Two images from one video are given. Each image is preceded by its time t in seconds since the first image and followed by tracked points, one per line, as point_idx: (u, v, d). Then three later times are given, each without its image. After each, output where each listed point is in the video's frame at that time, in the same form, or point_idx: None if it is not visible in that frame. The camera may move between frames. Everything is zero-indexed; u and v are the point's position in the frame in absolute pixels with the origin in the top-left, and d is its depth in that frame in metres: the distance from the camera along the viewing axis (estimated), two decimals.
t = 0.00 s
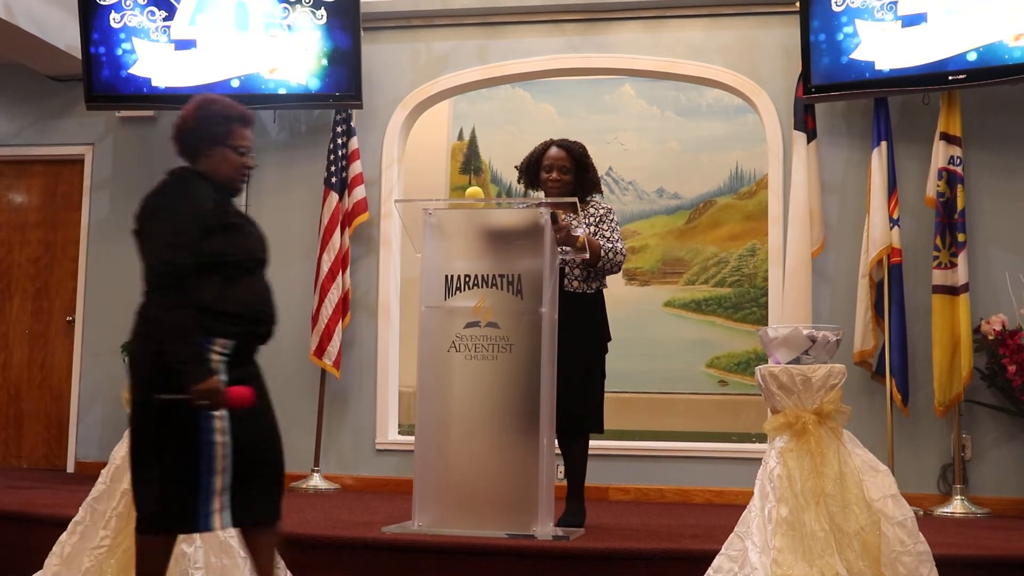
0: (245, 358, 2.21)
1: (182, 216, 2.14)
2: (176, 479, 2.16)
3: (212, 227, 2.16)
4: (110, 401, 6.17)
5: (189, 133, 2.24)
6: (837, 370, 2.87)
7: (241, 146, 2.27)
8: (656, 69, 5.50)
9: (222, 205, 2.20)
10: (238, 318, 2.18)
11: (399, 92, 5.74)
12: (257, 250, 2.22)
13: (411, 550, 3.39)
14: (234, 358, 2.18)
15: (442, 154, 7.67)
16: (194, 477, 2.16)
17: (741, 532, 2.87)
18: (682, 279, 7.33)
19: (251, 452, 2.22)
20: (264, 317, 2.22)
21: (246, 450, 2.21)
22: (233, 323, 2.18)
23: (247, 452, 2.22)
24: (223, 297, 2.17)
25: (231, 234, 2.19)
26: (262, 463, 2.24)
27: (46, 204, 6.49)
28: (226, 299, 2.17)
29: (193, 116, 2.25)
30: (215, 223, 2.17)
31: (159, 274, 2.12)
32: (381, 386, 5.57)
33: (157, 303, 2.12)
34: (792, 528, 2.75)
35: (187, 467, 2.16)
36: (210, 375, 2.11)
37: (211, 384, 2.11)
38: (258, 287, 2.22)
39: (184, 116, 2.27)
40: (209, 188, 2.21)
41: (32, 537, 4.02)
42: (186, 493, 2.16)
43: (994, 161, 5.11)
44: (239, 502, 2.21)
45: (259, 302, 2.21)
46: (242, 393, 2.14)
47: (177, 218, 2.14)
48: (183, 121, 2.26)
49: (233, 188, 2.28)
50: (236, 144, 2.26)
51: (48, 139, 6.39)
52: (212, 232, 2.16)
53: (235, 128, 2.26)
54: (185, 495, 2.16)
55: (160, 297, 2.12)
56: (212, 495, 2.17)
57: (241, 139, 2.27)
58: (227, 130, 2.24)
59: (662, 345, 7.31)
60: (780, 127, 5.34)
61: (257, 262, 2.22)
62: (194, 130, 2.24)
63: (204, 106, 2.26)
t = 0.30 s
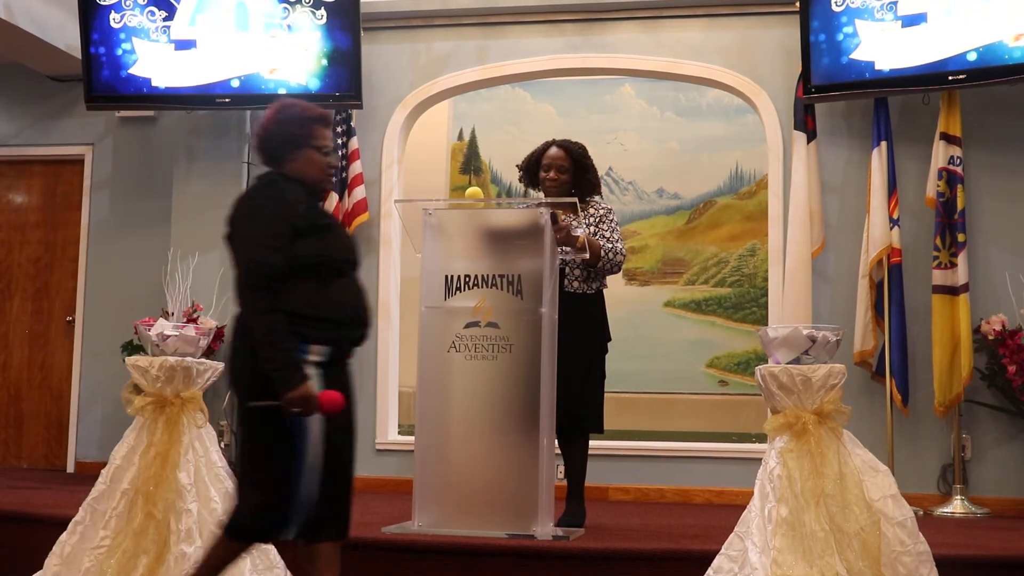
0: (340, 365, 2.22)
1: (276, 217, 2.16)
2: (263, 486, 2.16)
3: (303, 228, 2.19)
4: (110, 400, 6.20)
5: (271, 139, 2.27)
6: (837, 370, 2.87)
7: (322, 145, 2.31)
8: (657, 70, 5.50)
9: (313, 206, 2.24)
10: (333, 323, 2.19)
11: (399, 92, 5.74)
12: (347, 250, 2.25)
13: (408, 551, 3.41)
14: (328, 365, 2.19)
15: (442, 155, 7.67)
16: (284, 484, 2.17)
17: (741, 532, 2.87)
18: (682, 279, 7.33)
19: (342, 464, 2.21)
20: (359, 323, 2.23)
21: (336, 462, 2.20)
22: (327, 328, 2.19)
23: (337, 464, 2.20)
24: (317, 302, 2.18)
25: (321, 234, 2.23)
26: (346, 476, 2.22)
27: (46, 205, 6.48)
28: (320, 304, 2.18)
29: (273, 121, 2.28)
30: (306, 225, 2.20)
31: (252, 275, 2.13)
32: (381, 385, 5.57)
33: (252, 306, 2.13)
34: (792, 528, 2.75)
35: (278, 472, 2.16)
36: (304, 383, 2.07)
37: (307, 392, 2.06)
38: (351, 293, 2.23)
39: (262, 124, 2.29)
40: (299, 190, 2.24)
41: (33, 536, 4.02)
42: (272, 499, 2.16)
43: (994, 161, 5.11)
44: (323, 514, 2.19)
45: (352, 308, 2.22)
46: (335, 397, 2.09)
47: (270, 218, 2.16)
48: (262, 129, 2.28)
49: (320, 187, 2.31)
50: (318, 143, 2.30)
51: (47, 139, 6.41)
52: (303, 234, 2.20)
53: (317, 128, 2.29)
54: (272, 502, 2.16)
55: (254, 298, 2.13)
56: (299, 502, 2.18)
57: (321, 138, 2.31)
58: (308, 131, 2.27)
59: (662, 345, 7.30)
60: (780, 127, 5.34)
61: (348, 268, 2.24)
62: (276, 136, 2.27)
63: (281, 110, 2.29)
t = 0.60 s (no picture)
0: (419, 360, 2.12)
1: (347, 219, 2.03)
2: (383, 485, 2.01)
3: (375, 228, 2.05)
4: (110, 400, 6.21)
5: (350, 136, 2.12)
6: (837, 370, 2.87)
7: (403, 147, 2.16)
8: (657, 70, 5.50)
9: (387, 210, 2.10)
10: (412, 322, 2.07)
11: (399, 93, 5.74)
12: (421, 251, 2.12)
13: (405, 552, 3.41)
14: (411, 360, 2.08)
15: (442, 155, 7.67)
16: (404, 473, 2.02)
17: (740, 532, 2.88)
18: (682, 279, 7.33)
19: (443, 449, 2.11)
20: (434, 321, 2.11)
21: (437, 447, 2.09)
22: (410, 327, 2.06)
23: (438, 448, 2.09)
24: (395, 300, 2.05)
25: (395, 235, 2.09)
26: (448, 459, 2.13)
27: (45, 205, 6.47)
28: (399, 302, 2.06)
29: (353, 117, 2.13)
30: (380, 225, 2.06)
31: (323, 276, 2.01)
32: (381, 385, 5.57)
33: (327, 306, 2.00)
34: (792, 528, 2.75)
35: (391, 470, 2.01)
36: (374, 382, 1.96)
37: (377, 391, 1.95)
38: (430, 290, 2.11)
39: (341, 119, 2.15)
40: (374, 190, 2.10)
41: (33, 536, 4.02)
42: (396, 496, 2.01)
43: (994, 161, 5.11)
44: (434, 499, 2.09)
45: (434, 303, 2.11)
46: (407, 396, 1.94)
47: (337, 221, 2.02)
48: (342, 124, 2.14)
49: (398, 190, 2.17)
50: (398, 144, 2.15)
51: (48, 139, 6.41)
52: (375, 235, 2.06)
53: (396, 127, 2.14)
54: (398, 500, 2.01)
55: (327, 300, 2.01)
56: (429, 496, 2.04)
57: (402, 139, 2.15)
58: (388, 128, 2.12)
59: (662, 345, 7.30)
60: (780, 127, 5.34)
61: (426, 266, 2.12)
62: (354, 132, 2.12)
63: (364, 105, 2.14)
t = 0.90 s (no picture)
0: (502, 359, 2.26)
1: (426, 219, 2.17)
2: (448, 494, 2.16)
3: (456, 229, 2.18)
4: (110, 400, 6.21)
5: (423, 135, 2.26)
6: (837, 371, 2.87)
7: (474, 144, 2.28)
8: (657, 70, 5.50)
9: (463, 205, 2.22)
10: (497, 322, 2.19)
11: (399, 93, 5.74)
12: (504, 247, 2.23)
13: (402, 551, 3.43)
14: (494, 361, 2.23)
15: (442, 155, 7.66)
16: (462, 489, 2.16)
17: (740, 532, 2.88)
18: (682, 279, 7.33)
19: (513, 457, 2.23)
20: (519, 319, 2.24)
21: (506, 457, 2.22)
22: (496, 327, 2.19)
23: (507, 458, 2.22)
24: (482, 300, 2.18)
25: (476, 235, 2.20)
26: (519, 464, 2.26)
27: (45, 205, 6.47)
28: (487, 302, 2.19)
29: (427, 116, 2.26)
30: (457, 225, 2.18)
31: (407, 284, 2.16)
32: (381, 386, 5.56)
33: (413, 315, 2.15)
34: (792, 528, 2.75)
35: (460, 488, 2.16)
36: (449, 396, 2.10)
37: (451, 404, 2.10)
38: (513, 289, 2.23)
39: (414, 118, 2.29)
40: (448, 189, 2.23)
41: (33, 536, 4.02)
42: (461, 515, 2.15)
43: (994, 162, 5.11)
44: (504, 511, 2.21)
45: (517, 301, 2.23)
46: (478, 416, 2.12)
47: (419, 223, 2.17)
48: (416, 123, 2.27)
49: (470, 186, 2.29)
50: (470, 143, 2.27)
51: (48, 139, 6.41)
52: (455, 235, 2.18)
53: (468, 127, 2.26)
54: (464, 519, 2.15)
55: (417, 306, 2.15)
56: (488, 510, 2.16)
57: (473, 137, 2.28)
58: (462, 130, 2.25)
59: (662, 345, 7.31)
60: (780, 127, 5.34)
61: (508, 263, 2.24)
62: (428, 131, 2.26)
63: (436, 105, 2.27)
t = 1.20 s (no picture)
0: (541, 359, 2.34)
1: (484, 213, 2.24)
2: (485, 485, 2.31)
3: (509, 225, 2.27)
4: (110, 400, 6.21)
5: (487, 129, 2.31)
6: (837, 371, 2.87)
7: (536, 143, 2.35)
8: (657, 70, 5.50)
9: (517, 204, 2.30)
10: (536, 319, 2.28)
11: (399, 93, 5.74)
12: (550, 246, 2.34)
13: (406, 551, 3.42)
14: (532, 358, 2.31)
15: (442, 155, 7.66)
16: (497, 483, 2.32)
17: (741, 532, 2.88)
18: (682, 279, 7.33)
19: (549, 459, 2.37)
20: (560, 318, 2.33)
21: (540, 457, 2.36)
22: (532, 325, 2.28)
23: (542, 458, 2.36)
24: (523, 297, 2.28)
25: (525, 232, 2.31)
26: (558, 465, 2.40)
27: (45, 205, 6.47)
28: (526, 298, 2.28)
29: (492, 111, 2.32)
30: (511, 221, 2.28)
31: (468, 274, 2.21)
32: (381, 385, 5.56)
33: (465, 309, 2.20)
34: (792, 528, 2.75)
35: (490, 488, 2.31)
36: (533, 376, 2.17)
37: (537, 384, 2.17)
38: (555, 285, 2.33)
39: (477, 111, 2.34)
40: (504, 186, 2.30)
41: (33, 536, 4.02)
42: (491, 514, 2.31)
43: (994, 162, 5.11)
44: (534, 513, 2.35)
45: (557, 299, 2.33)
46: (565, 387, 2.22)
47: (476, 216, 2.23)
48: (480, 116, 2.32)
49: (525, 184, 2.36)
50: (532, 141, 2.34)
51: (48, 139, 6.41)
52: (508, 231, 2.28)
53: (531, 125, 2.33)
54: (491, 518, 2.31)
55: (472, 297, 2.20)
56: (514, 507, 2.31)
57: (535, 136, 2.35)
58: (526, 127, 2.31)
59: (662, 345, 7.30)
60: (780, 127, 5.34)
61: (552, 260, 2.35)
62: (492, 126, 2.31)
63: (501, 100, 2.33)
